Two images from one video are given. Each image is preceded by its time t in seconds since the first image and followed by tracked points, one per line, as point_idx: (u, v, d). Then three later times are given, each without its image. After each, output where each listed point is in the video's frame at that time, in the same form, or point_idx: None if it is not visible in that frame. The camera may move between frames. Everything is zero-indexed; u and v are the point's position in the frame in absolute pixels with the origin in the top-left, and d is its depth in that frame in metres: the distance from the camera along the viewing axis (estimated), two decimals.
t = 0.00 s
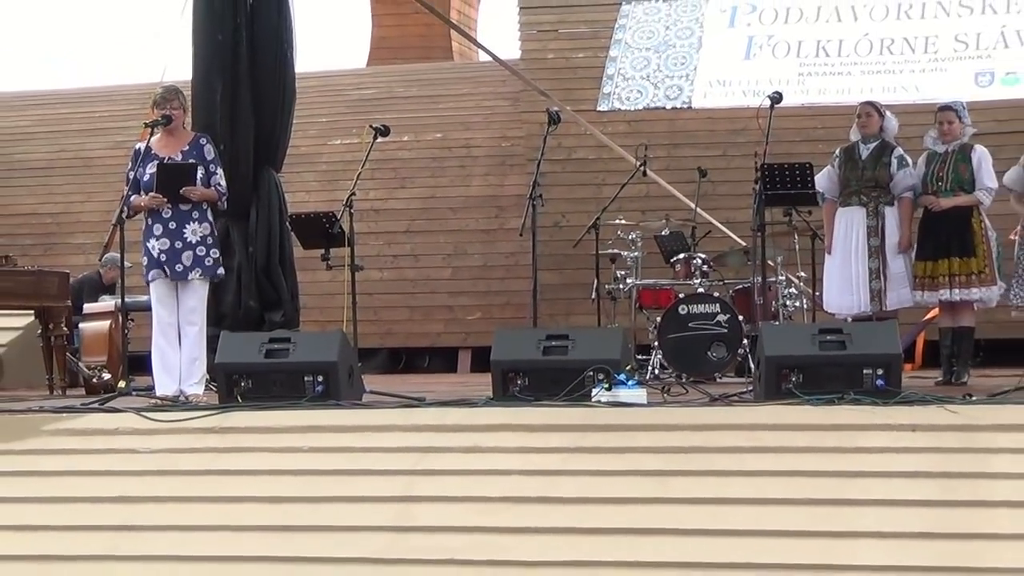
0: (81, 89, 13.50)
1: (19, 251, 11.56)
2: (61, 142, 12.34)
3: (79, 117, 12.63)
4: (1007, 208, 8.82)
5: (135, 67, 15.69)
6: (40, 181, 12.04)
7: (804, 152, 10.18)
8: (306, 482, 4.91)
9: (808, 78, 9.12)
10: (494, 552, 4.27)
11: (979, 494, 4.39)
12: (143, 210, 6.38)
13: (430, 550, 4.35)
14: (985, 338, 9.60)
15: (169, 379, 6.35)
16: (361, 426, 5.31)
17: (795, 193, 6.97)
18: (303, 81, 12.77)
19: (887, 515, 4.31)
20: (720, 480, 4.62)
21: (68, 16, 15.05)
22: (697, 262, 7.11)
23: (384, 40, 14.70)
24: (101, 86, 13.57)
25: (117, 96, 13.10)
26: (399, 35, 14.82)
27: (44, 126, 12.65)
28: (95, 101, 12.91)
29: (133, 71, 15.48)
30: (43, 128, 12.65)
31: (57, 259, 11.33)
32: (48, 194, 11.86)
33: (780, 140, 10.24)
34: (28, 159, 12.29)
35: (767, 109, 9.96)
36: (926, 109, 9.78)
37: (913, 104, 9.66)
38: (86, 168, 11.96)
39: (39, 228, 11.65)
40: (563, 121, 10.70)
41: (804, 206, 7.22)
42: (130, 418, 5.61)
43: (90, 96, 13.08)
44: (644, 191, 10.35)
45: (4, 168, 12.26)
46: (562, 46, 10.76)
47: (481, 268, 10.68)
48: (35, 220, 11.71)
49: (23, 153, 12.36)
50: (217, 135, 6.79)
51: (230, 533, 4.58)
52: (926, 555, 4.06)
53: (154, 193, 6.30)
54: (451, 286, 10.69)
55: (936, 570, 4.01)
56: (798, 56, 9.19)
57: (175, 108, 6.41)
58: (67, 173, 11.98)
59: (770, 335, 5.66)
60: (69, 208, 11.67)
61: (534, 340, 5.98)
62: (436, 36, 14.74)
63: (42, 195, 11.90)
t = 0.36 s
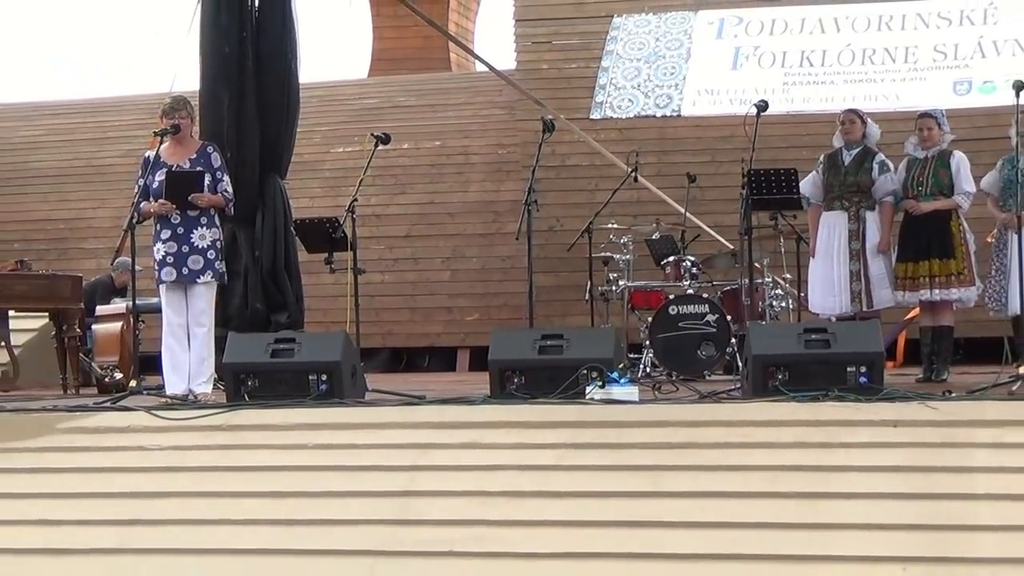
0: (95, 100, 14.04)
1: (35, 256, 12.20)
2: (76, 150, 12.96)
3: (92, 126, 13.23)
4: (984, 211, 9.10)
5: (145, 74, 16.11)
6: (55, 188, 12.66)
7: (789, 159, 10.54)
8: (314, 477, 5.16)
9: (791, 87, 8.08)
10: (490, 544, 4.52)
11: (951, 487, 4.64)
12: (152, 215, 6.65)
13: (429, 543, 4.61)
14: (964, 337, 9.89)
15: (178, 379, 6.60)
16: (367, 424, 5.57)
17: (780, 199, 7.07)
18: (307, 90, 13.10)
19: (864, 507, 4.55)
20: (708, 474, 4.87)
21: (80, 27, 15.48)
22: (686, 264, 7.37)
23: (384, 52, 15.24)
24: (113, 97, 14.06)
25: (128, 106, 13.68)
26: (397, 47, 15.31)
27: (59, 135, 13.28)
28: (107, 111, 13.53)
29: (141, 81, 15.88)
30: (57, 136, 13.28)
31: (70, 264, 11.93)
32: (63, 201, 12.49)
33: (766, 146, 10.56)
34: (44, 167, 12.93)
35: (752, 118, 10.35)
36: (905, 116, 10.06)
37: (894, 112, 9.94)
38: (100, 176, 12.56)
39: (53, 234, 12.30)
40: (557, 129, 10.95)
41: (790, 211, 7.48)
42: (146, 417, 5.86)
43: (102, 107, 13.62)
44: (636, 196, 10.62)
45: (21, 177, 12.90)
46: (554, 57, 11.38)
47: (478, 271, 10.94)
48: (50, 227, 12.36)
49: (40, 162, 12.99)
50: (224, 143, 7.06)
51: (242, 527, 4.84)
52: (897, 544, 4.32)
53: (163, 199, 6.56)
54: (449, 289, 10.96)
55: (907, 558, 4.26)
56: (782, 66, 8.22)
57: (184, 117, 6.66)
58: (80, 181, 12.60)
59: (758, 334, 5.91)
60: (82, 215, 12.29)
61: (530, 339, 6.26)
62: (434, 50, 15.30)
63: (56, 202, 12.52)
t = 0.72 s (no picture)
0: (109, 111, 14.46)
1: (51, 260, 12.56)
2: (92, 160, 13.36)
3: (107, 136, 13.66)
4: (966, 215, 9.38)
5: (156, 84, 16.51)
6: (70, 195, 13.04)
7: (778, 165, 10.82)
8: (322, 473, 5.41)
9: (781, 96, 8.39)
10: (490, 537, 4.75)
11: (929, 481, 4.87)
12: (164, 221, 6.90)
13: (431, 535, 4.85)
14: (945, 337, 10.17)
15: (189, 378, 6.87)
16: (372, 422, 5.85)
17: (769, 203, 7.33)
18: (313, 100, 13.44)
19: (844, 499, 4.80)
20: (696, 469, 5.12)
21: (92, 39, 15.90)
22: (679, 267, 7.69)
23: (388, 63, 16.11)
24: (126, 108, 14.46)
25: (142, 117, 14.10)
26: (399, 58, 16.19)
27: (75, 145, 13.69)
28: (121, 122, 13.96)
29: (151, 92, 16.29)
30: (73, 146, 13.69)
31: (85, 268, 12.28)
32: (79, 207, 12.87)
33: (756, 152, 10.85)
34: (60, 175, 13.35)
35: (742, 125, 10.66)
36: (891, 123, 10.35)
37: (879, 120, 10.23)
38: (115, 184, 12.97)
39: (69, 238, 12.66)
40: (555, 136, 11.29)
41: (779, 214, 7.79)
42: (159, 416, 6.11)
43: (117, 120, 14.04)
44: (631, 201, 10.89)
45: (39, 185, 13.27)
46: (552, 67, 11.69)
47: (479, 273, 11.20)
48: (66, 232, 12.72)
49: (57, 170, 13.40)
50: (233, 151, 7.29)
51: (253, 520, 5.08)
52: (877, 536, 4.54)
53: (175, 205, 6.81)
54: (451, 290, 11.22)
55: (882, 547, 4.50)
56: (772, 76, 8.47)
57: (195, 125, 6.93)
58: (96, 189, 13.00)
59: (749, 334, 6.17)
60: (97, 219, 12.67)
61: (529, 339, 6.50)
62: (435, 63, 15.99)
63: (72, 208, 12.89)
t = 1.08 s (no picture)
0: (121, 120, 14.80)
1: (65, 262, 12.85)
2: (105, 166, 13.69)
3: (121, 144, 13.99)
4: (951, 219, 9.63)
5: (167, 94, 16.89)
6: (84, 201, 13.35)
7: (767, 171, 11.05)
8: (329, 469, 5.66)
9: (769, 104, 8.89)
10: (490, 530, 4.98)
11: (911, 476, 5.09)
12: (177, 225, 7.18)
13: (433, 527, 5.08)
14: (928, 337, 10.43)
15: (200, 376, 7.16)
16: (377, 419, 6.11)
17: (760, 208, 7.76)
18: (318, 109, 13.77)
19: (827, 493, 5.04)
20: (687, 464, 5.38)
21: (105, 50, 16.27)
22: (672, 269, 7.96)
23: (391, 74, 16.43)
24: (138, 118, 14.80)
25: (155, 124, 14.42)
26: (402, 69, 16.52)
27: (88, 153, 14.02)
28: (134, 131, 14.29)
29: (161, 101, 16.63)
30: (88, 154, 14.03)
31: (97, 270, 12.56)
32: (94, 211, 13.20)
33: (744, 159, 11.14)
34: (74, 181, 13.67)
35: (733, 133, 10.97)
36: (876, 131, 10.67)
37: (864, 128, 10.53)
38: (129, 191, 13.30)
39: (83, 241, 12.96)
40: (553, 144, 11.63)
41: (769, 219, 8.07)
42: (172, 414, 6.36)
43: (130, 127, 14.36)
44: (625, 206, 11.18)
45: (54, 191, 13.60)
46: (547, 78, 11.93)
47: (479, 275, 11.48)
48: (79, 235, 13.02)
49: (71, 177, 13.72)
50: (241, 157, 7.57)
51: (263, 513, 5.32)
52: (860, 527, 4.76)
53: (186, 210, 7.09)
54: (452, 292, 11.49)
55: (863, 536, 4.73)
56: (762, 85, 9.07)
57: (204, 131, 7.21)
58: (109, 195, 13.32)
59: (738, 334, 6.46)
60: (111, 224, 12.98)
61: (526, 339, 6.78)
62: (436, 73, 16.31)
63: (86, 213, 13.20)
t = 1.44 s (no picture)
0: (135, 126, 15.19)
1: (82, 262, 13.23)
2: (121, 169, 14.09)
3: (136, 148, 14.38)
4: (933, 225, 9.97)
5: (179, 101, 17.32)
6: (101, 203, 13.74)
7: (756, 177, 11.40)
8: (336, 460, 5.95)
9: (759, 113, 9.26)
10: (489, 518, 5.25)
11: (887, 470, 5.36)
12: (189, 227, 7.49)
13: (434, 515, 5.35)
14: (909, 337, 10.76)
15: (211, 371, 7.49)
16: (382, 413, 6.43)
17: (749, 213, 7.88)
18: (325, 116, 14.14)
19: (808, 483, 5.32)
20: (676, 456, 5.67)
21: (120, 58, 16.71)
22: (664, 271, 8.29)
23: (396, 82, 16.80)
24: (153, 124, 15.20)
25: (170, 130, 14.81)
26: (405, 77, 16.89)
27: (104, 158, 14.40)
28: (149, 137, 14.69)
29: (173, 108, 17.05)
30: (103, 158, 14.42)
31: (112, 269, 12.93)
32: (111, 212, 13.59)
33: (734, 166, 11.49)
34: (91, 184, 14.04)
35: (723, 141, 11.31)
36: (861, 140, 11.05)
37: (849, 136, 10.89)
38: (143, 194, 13.67)
39: (99, 242, 13.34)
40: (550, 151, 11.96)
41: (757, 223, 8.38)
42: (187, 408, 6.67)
43: (145, 132, 14.76)
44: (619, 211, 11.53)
45: (71, 194, 13.98)
46: (544, 86, 12.42)
47: (480, 276, 11.82)
48: (96, 236, 13.39)
49: (88, 180, 14.11)
50: (251, 162, 7.89)
51: (273, 501, 5.59)
52: (837, 516, 5.02)
53: (199, 213, 7.41)
54: (453, 292, 11.82)
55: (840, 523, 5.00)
56: (751, 95, 9.42)
57: (214, 137, 7.48)
58: (125, 197, 13.70)
59: (728, 333, 6.78)
60: (127, 225, 13.37)
61: (525, 337, 7.12)
62: (439, 81, 16.66)
63: (103, 214, 13.61)
